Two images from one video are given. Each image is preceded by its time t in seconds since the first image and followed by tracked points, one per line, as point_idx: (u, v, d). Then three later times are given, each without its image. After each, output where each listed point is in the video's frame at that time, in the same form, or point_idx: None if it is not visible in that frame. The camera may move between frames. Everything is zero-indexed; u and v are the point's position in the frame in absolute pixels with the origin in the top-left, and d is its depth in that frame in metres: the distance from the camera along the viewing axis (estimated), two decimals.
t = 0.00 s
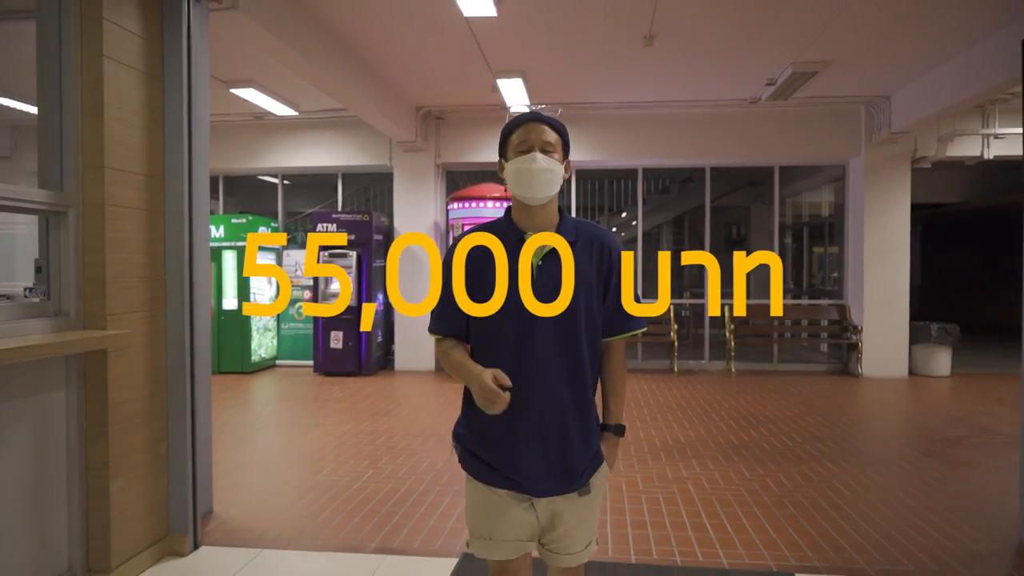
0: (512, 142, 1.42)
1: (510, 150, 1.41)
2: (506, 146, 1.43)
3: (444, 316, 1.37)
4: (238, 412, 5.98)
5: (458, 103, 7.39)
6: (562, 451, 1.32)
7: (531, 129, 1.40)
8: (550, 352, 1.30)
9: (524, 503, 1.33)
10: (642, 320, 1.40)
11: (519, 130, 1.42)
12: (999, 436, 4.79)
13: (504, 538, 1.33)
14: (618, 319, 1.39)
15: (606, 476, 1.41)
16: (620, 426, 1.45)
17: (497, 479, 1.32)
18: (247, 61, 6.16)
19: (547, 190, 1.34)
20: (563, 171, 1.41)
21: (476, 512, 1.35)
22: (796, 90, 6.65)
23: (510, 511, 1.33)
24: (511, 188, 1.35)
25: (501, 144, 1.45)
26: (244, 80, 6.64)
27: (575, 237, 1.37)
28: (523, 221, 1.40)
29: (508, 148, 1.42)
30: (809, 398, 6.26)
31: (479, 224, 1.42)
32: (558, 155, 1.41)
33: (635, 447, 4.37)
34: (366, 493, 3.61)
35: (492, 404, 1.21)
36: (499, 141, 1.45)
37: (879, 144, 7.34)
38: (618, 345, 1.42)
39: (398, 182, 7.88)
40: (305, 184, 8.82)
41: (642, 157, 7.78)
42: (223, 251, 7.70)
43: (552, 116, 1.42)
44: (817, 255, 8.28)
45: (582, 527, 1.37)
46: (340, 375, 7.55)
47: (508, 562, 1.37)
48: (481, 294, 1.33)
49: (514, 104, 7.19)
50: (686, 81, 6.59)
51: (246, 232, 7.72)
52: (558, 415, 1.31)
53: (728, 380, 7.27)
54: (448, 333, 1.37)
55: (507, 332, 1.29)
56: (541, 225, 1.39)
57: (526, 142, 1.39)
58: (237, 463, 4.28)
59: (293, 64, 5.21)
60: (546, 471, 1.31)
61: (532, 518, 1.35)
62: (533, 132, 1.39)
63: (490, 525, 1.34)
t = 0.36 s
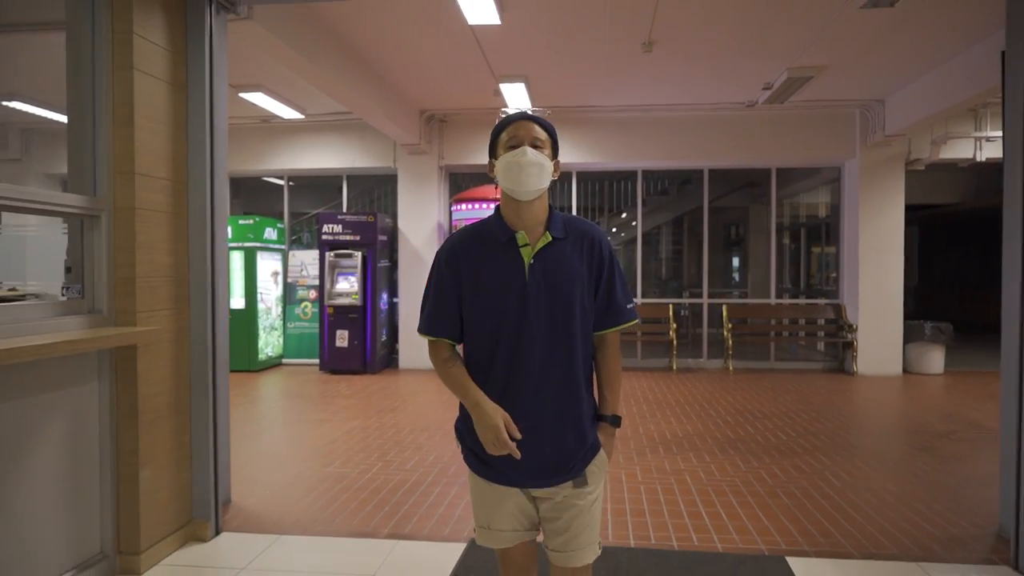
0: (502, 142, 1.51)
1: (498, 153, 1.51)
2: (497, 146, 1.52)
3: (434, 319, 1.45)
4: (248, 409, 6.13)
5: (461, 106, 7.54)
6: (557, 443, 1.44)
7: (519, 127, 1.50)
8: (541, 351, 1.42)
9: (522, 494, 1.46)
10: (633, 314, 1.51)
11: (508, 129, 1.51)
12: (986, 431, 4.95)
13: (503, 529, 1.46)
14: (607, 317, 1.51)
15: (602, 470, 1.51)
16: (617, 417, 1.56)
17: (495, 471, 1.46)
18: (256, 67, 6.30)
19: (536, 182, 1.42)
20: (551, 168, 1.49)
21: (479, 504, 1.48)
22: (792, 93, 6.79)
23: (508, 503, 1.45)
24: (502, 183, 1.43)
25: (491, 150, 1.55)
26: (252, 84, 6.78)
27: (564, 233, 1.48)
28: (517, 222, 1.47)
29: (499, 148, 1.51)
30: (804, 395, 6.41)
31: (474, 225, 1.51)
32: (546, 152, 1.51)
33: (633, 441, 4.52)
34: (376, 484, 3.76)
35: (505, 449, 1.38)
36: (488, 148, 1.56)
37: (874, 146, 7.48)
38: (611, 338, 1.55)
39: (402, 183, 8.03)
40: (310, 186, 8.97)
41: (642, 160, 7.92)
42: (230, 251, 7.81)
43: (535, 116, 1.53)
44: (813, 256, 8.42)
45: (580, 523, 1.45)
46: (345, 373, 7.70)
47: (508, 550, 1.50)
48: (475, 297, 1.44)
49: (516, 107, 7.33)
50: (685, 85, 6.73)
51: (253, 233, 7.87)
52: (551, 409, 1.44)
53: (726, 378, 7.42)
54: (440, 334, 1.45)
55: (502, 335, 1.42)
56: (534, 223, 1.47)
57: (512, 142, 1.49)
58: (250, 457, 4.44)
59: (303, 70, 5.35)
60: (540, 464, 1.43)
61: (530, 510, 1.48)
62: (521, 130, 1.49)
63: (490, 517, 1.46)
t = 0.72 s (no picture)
0: (512, 155, 1.54)
1: (508, 165, 1.54)
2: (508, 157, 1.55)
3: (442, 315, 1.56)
4: (252, 406, 6.27)
5: (461, 110, 7.67)
6: (551, 448, 1.47)
7: (529, 145, 1.52)
8: (540, 357, 1.46)
9: (516, 497, 1.51)
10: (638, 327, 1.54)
11: (519, 143, 1.53)
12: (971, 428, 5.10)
13: (497, 528, 1.53)
14: (612, 327, 1.55)
15: (598, 481, 1.53)
16: (618, 430, 1.58)
17: (491, 471, 1.50)
18: (261, 72, 6.43)
19: (539, 209, 1.47)
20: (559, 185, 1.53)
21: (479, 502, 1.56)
22: (786, 99, 6.94)
23: (504, 504, 1.52)
24: (509, 203, 1.49)
25: (502, 156, 1.57)
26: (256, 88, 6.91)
27: (571, 242, 1.52)
28: (523, 229, 1.53)
29: (509, 160, 1.54)
30: (796, 394, 6.56)
31: (485, 231, 1.58)
32: (555, 169, 1.53)
33: (629, 437, 4.66)
34: (380, 477, 3.90)
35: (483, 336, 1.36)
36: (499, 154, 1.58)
37: (866, 150, 7.64)
38: (617, 349, 1.57)
39: (403, 185, 8.17)
40: (312, 187, 9.10)
41: (640, 162, 8.07)
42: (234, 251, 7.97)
43: (548, 129, 1.53)
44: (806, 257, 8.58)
45: (569, 531, 1.49)
46: (347, 371, 7.83)
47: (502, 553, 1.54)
48: (480, 298, 1.51)
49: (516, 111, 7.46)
50: (680, 90, 6.87)
51: (256, 234, 8.01)
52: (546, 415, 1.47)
53: (722, 376, 7.56)
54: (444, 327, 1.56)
55: (501, 337, 1.47)
56: (540, 232, 1.53)
57: (522, 158, 1.51)
58: (258, 451, 4.58)
59: (308, 76, 5.48)
60: (533, 467, 1.46)
61: (526, 512, 1.53)
62: (531, 149, 1.51)
63: (487, 515, 1.54)
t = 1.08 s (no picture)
0: (544, 167, 1.44)
1: (539, 176, 1.45)
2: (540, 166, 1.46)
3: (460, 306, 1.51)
4: (255, 403, 6.40)
5: (459, 113, 7.81)
6: (571, 448, 1.42)
7: (560, 164, 1.41)
8: (562, 353, 1.41)
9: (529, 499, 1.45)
10: (663, 327, 1.49)
11: (550, 158, 1.43)
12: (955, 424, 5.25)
13: (508, 535, 1.44)
14: (637, 327, 1.49)
15: (620, 484, 1.49)
16: (640, 432, 1.53)
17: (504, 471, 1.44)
18: (263, 77, 6.57)
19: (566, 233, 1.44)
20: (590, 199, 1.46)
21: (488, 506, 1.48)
22: (777, 103, 7.09)
23: (517, 507, 1.44)
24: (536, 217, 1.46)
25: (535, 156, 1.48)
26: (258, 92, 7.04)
27: (597, 239, 1.47)
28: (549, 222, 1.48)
29: (541, 171, 1.45)
30: (787, 391, 6.71)
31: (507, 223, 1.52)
32: (587, 188, 1.44)
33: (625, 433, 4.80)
34: (382, 471, 4.03)
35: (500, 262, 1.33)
36: (533, 153, 1.48)
37: (856, 153, 7.81)
38: (641, 348, 1.53)
39: (402, 186, 8.30)
40: (312, 188, 9.24)
41: (635, 165, 8.23)
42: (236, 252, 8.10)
43: (584, 148, 1.40)
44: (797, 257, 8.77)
45: (589, 533, 1.44)
46: (347, 370, 7.97)
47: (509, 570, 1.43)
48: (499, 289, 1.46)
49: (513, 114, 7.60)
50: (674, 94, 7.02)
51: (257, 235, 8.13)
52: (567, 413, 1.43)
53: (715, 374, 7.72)
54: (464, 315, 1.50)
55: (522, 331, 1.42)
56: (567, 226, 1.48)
57: (555, 175, 1.42)
58: (262, 445, 4.72)
59: (311, 82, 5.61)
60: (549, 467, 1.41)
61: (538, 517, 1.46)
62: (562, 169, 1.41)
63: (496, 521, 1.46)
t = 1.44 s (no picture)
0: (562, 147, 1.55)
1: (557, 155, 1.56)
2: (557, 149, 1.57)
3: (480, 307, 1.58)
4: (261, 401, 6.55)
5: (461, 117, 7.95)
6: (587, 443, 1.49)
7: (580, 137, 1.54)
8: (578, 351, 1.48)
9: (546, 493, 1.51)
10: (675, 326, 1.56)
11: (569, 136, 1.55)
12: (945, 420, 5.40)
13: (524, 526, 1.50)
14: (651, 325, 1.57)
15: (629, 476, 1.57)
16: (651, 428, 1.62)
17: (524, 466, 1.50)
18: (268, 83, 6.70)
19: (585, 202, 1.49)
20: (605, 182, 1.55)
21: (503, 499, 1.54)
22: (772, 107, 7.23)
23: (532, 500, 1.50)
24: (554, 191, 1.51)
25: (552, 144, 1.60)
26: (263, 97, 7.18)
27: (611, 238, 1.54)
28: (565, 223, 1.56)
29: (559, 151, 1.56)
30: (782, 388, 6.86)
31: (525, 223, 1.60)
32: (603, 165, 1.55)
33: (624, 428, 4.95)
34: (389, 464, 4.18)
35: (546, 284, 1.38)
36: (549, 142, 1.60)
37: (850, 156, 7.96)
38: (653, 347, 1.61)
39: (405, 189, 8.44)
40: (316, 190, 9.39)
41: (633, 167, 8.37)
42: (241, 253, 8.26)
43: (603, 124, 1.55)
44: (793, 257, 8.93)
45: (601, 524, 1.52)
46: (350, 368, 8.13)
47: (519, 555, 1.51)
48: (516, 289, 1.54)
49: (513, 118, 7.74)
50: (671, 98, 7.16)
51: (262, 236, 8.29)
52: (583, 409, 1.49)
53: (711, 373, 7.87)
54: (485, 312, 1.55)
55: (540, 328, 1.49)
56: (581, 226, 1.56)
57: (574, 147, 1.53)
58: (271, 440, 4.87)
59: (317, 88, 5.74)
60: (568, 462, 1.47)
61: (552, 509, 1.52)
62: (582, 142, 1.53)
63: (512, 514, 1.51)
